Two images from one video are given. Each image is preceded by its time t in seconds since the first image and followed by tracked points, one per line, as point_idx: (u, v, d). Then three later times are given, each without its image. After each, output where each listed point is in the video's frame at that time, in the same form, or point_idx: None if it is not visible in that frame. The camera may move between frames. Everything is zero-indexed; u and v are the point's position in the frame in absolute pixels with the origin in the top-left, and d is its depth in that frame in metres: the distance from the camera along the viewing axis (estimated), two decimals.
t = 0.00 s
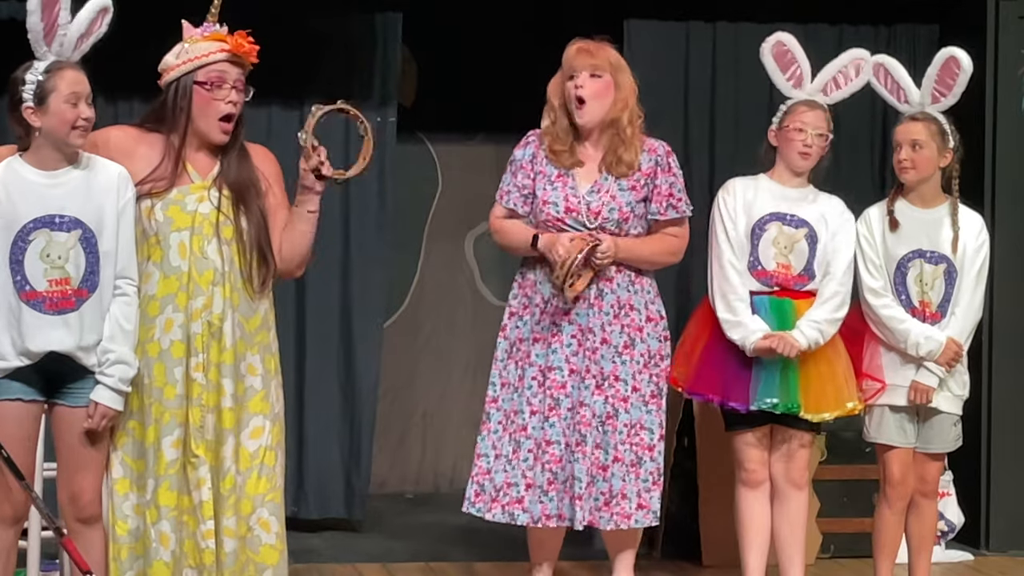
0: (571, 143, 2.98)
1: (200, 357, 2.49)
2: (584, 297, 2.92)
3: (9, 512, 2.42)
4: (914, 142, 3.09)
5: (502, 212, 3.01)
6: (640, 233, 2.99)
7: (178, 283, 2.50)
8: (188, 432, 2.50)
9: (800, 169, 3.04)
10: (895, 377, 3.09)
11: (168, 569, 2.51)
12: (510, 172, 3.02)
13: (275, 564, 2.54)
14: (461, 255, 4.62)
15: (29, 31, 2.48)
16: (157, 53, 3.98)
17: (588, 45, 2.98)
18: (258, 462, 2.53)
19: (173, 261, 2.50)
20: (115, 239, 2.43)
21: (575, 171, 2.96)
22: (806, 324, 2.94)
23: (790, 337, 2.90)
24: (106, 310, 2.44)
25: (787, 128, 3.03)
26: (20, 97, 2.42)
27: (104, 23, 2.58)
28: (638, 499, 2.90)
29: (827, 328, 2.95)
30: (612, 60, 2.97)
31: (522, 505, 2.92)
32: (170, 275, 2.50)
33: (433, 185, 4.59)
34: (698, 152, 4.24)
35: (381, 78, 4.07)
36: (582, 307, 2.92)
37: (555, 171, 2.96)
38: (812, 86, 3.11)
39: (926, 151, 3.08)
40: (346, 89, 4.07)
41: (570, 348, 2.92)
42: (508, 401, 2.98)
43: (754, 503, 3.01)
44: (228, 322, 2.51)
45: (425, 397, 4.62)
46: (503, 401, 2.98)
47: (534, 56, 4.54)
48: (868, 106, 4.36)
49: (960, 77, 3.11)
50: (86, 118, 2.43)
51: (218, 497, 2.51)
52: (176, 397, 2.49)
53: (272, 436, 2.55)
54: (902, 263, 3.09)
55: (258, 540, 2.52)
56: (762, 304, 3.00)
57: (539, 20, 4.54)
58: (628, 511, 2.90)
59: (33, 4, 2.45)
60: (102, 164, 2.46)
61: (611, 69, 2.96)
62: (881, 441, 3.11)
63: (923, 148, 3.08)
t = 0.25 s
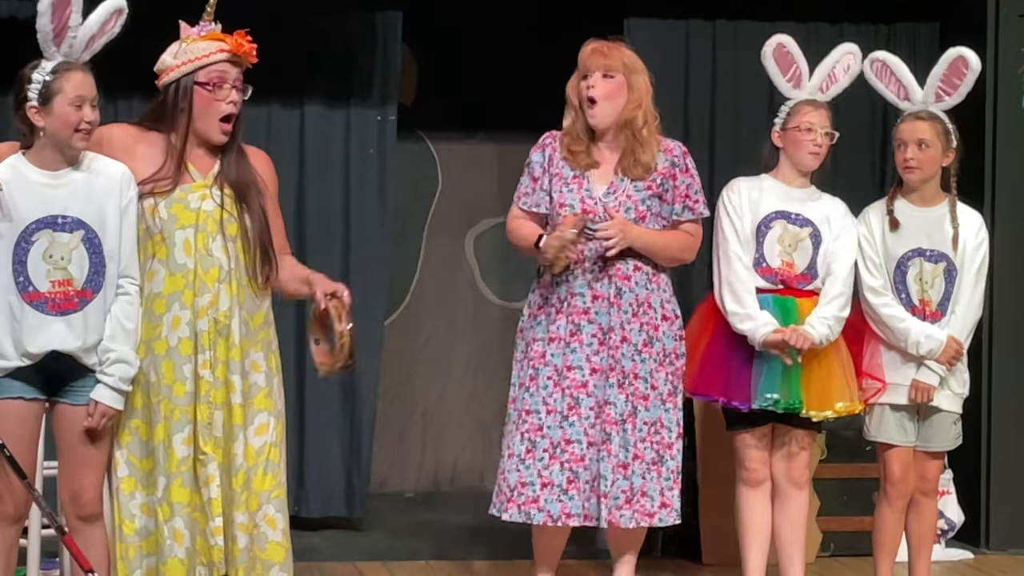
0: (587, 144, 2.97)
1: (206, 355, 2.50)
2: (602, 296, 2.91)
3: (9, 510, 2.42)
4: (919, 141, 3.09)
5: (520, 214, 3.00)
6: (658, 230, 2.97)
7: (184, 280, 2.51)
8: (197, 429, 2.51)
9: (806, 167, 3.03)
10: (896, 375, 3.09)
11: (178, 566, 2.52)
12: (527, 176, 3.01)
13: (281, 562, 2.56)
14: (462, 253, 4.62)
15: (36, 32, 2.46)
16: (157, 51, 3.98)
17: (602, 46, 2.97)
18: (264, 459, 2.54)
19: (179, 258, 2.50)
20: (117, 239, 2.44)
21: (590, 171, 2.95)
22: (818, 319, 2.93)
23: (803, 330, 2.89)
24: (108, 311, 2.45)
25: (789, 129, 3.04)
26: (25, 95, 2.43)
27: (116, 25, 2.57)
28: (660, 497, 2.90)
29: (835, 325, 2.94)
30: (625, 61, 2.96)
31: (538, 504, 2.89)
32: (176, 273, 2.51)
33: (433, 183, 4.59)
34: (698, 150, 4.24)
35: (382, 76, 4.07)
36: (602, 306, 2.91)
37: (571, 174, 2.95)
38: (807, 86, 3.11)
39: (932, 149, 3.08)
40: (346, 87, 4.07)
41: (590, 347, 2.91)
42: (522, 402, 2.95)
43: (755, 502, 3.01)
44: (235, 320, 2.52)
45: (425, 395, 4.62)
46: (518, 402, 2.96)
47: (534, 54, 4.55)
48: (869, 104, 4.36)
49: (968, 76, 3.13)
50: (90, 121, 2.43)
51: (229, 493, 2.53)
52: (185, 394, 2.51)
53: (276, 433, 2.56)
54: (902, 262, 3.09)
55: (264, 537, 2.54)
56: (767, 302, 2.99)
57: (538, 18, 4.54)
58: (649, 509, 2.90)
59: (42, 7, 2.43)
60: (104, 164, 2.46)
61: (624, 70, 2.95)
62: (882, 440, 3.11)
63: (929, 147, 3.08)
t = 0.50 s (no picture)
0: (588, 148, 2.99)
1: (209, 354, 2.51)
2: (602, 300, 2.91)
3: (9, 509, 2.42)
4: (922, 140, 3.09)
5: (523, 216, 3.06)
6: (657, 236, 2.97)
7: (186, 279, 2.51)
8: (200, 428, 2.51)
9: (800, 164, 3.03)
10: (897, 375, 3.09)
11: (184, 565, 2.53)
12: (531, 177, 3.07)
13: (281, 561, 2.57)
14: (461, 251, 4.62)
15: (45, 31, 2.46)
16: (157, 50, 3.98)
17: (604, 49, 2.96)
18: (264, 458, 2.55)
19: (181, 257, 2.51)
20: (118, 238, 2.44)
21: (591, 176, 2.96)
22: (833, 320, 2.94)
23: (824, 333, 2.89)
24: (109, 311, 2.45)
25: (784, 126, 3.03)
26: (31, 95, 2.42)
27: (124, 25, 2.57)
28: (670, 500, 2.92)
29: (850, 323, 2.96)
30: (627, 64, 2.94)
31: (552, 507, 2.89)
32: (178, 272, 2.51)
33: (433, 182, 4.59)
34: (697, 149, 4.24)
35: (381, 75, 4.07)
36: (602, 310, 2.91)
37: (570, 179, 2.97)
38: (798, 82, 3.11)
39: (934, 149, 3.08)
40: (345, 86, 4.07)
41: (593, 351, 2.91)
42: (531, 405, 2.95)
43: (756, 502, 3.01)
44: (237, 318, 2.53)
45: (425, 393, 4.62)
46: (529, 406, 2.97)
47: (533, 53, 4.54)
48: (869, 103, 4.36)
49: (972, 77, 3.13)
50: (94, 121, 2.43)
51: (233, 493, 2.54)
52: (186, 393, 2.51)
53: (276, 431, 2.57)
54: (903, 261, 3.09)
55: (264, 536, 2.55)
56: (774, 301, 2.99)
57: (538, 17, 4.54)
58: (660, 512, 2.91)
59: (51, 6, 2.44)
60: (106, 164, 2.46)
61: (625, 74, 2.94)
62: (883, 439, 3.11)
63: (931, 147, 3.08)
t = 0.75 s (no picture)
0: (582, 153, 2.99)
1: (207, 352, 2.51)
2: (594, 302, 2.92)
3: (9, 507, 2.42)
4: (921, 139, 3.09)
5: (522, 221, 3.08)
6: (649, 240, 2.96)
7: (184, 277, 2.51)
8: (198, 426, 2.51)
9: (792, 163, 3.02)
10: (898, 372, 3.09)
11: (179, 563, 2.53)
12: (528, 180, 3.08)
13: (281, 559, 2.56)
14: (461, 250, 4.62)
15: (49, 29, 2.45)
16: (156, 48, 3.98)
17: (597, 53, 2.95)
18: (264, 456, 2.54)
19: (179, 255, 2.51)
20: (118, 235, 2.44)
21: (584, 181, 2.96)
22: (826, 315, 2.94)
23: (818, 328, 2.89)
24: (108, 309, 2.45)
25: (777, 125, 3.02)
26: (34, 93, 2.42)
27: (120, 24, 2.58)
28: (662, 503, 2.89)
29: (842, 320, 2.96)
30: (618, 69, 2.93)
31: (539, 508, 2.88)
32: (176, 270, 2.51)
33: (433, 181, 4.59)
34: (697, 148, 4.23)
35: (382, 74, 4.07)
36: (593, 312, 2.91)
37: (564, 182, 2.98)
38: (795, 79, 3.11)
39: (932, 148, 3.08)
40: (345, 84, 4.07)
41: (582, 353, 2.91)
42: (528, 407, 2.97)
43: (758, 504, 3.00)
44: (236, 317, 2.53)
45: (425, 392, 4.62)
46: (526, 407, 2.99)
47: (533, 52, 4.54)
48: (868, 102, 4.36)
49: (969, 74, 3.14)
50: (99, 119, 2.43)
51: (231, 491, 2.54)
52: (185, 391, 2.51)
53: (277, 429, 2.56)
54: (904, 258, 3.09)
55: (264, 534, 2.54)
56: (778, 302, 2.99)
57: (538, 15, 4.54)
58: (651, 515, 2.88)
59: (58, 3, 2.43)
60: (107, 164, 2.46)
61: (618, 79, 2.93)
62: (884, 437, 3.11)
63: (930, 146, 3.08)
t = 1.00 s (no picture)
0: (576, 143, 2.99)
1: (206, 350, 2.52)
2: (584, 292, 2.92)
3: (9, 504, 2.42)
4: (920, 139, 3.09)
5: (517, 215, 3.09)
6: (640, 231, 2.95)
7: (183, 275, 2.51)
8: (197, 423, 2.52)
9: (789, 163, 3.01)
10: (898, 370, 3.08)
11: (177, 560, 2.53)
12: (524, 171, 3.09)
13: (282, 557, 2.57)
14: (461, 249, 4.62)
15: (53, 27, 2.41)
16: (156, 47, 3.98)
17: (590, 44, 2.96)
18: (264, 453, 2.55)
19: (178, 253, 2.52)
20: (118, 232, 2.44)
21: (577, 170, 2.97)
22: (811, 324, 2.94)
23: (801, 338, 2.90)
24: (108, 307, 2.45)
25: (773, 123, 3.02)
26: (38, 93, 2.41)
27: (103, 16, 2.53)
28: (649, 497, 2.87)
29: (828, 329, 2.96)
30: (610, 59, 2.94)
31: (534, 499, 2.89)
32: (175, 268, 2.51)
33: (433, 179, 4.59)
34: (697, 147, 4.23)
35: (382, 73, 4.07)
36: (583, 303, 2.92)
37: (558, 172, 2.99)
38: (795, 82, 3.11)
39: (932, 147, 3.08)
40: (345, 83, 4.07)
41: (574, 343, 2.92)
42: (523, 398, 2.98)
43: (759, 504, 2.99)
44: (234, 314, 2.53)
45: (425, 391, 4.62)
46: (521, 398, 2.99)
47: (533, 51, 4.54)
48: (868, 101, 4.36)
49: (965, 73, 3.12)
50: (102, 115, 2.45)
51: (229, 488, 2.54)
52: (183, 388, 2.51)
53: (277, 427, 2.57)
54: (903, 257, 3.09)
55: (264, 532, 2.55)
56: (778, 308, 2.99)
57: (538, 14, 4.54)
58: (638, 510, 2.87)
59: None
60: (107, 160, 2.47)
61: (610, 69, 2.94)
62: (883, 435, 3.11)
63: (930, 145, 3.08)
